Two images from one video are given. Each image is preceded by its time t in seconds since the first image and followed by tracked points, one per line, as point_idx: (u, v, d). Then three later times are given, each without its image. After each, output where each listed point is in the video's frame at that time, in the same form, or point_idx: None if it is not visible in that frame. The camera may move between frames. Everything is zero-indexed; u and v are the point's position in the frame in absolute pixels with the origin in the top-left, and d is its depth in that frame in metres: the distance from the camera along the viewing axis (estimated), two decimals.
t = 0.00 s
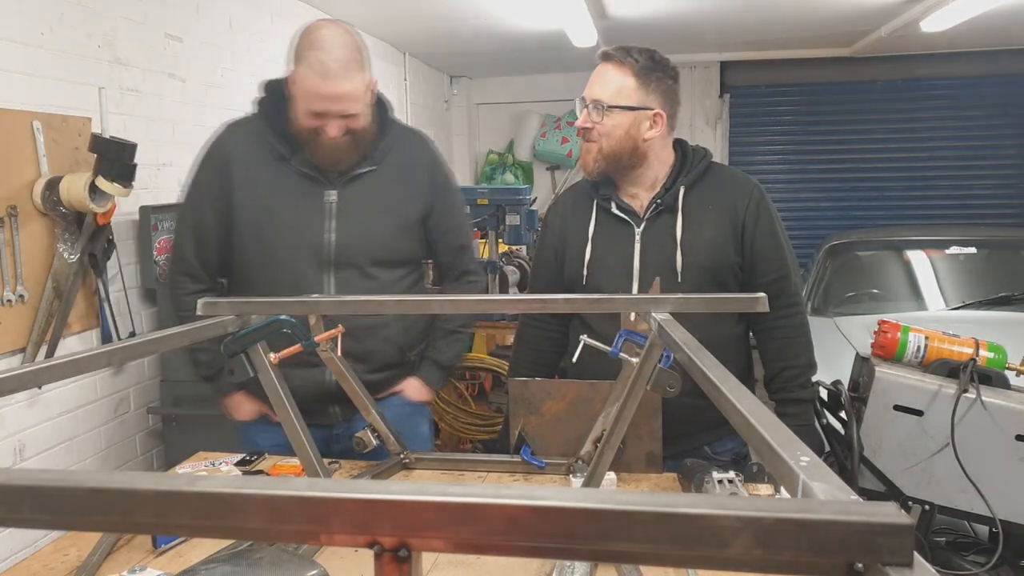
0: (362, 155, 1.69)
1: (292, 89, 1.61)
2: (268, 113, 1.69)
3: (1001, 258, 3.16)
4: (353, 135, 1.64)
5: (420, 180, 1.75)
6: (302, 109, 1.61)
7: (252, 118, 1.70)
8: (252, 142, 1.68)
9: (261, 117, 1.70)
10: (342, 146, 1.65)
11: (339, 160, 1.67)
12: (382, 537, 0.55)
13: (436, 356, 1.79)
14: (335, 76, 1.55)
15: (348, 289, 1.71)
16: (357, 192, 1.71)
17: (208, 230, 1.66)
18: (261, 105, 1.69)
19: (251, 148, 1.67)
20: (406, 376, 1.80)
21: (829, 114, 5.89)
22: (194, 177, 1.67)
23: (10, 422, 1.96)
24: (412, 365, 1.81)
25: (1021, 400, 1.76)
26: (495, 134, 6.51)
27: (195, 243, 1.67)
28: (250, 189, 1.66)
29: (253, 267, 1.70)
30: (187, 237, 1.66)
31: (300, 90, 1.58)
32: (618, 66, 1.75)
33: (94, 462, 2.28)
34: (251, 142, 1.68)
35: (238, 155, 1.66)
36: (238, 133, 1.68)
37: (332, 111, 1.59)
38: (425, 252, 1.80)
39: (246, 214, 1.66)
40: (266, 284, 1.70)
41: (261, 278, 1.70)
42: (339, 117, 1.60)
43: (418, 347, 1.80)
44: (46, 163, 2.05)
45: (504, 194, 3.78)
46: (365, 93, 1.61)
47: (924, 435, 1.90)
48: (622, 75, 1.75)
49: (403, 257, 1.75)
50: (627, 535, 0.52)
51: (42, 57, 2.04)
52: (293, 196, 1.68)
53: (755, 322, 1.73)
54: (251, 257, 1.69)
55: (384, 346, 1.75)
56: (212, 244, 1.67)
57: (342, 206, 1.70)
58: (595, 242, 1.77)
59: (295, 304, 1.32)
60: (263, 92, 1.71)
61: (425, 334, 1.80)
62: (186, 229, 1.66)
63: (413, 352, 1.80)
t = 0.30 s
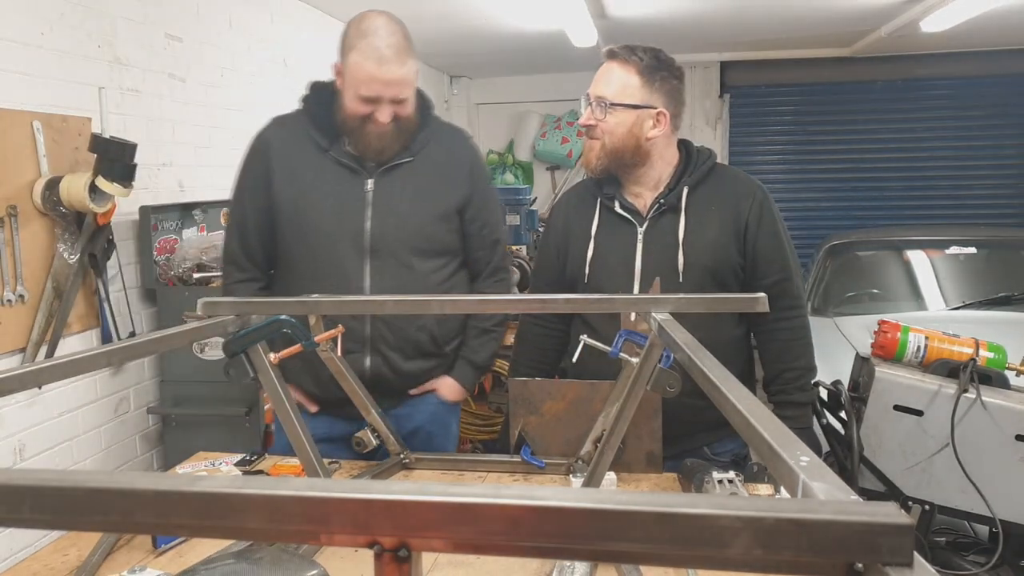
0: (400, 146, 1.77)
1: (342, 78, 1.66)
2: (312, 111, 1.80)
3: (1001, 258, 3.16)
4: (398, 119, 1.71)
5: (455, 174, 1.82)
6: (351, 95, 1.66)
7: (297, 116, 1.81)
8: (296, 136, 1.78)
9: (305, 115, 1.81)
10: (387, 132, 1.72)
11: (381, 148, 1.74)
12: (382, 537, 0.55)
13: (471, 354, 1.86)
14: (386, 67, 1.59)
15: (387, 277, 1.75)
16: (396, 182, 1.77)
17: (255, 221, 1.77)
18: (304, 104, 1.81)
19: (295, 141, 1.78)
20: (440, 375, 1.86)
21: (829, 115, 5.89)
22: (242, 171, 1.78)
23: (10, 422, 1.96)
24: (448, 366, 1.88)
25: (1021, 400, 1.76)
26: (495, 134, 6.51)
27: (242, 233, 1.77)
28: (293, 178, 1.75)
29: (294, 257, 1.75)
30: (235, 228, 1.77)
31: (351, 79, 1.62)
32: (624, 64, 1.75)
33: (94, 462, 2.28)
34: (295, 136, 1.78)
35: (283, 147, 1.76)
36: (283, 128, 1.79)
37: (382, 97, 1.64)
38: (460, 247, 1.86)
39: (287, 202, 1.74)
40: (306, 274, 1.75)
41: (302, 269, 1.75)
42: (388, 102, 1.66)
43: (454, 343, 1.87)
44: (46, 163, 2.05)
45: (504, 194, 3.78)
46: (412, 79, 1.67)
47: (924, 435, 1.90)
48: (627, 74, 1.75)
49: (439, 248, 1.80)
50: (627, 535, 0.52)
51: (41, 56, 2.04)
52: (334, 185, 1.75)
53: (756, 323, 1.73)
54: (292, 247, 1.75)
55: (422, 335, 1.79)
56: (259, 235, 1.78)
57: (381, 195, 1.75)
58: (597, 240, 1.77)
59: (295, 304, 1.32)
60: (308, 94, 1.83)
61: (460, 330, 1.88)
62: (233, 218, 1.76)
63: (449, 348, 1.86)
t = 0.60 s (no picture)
0: (417, 146, 1.83)
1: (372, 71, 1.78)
2: (334, 112, 1.89)
3: (1001, 258, 3.16)
4: (422, 112, 1.79)
5: (470, 175, 1.88)
6: (381, 84, 1.76)
7: (321, 117, 1.90)
8: (318, 135, 1.87)
9: (328, 116, 1.89)
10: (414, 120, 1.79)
11: (404, 143, 1.80)
12: (382, 537, 0.55)
13: (480, 361, 1.85)
14: (416, 52, 1.71)
15: (400, 274, 1.80)
16: (411, 181, 1.83)
17: (277, 217, 1.85)
18: (328, 106, 1.91)
19: (318, 140, 1.86)
20: (449, 379, 1.87)
21: (829, 115, 5.89)
22: (267, 168, 1.87)
23: (10, 422, 1.96)
24: (458, 371, 1.88)
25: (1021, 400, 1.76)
26: (495, 134, 6.51)
27: (265, 227, 1.85)
28: (313, 174, 1.82)
29: (311, 254, 1.81)
30: (259, 224, 1.86)
31: (382, 66, 1.74)
32: (632, 59, 1.76)
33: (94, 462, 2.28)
34: (317, 136, 1.87)
35: (305, 146, 1.86)
36: (307, 129, 1.89)
37: (411, 84, 1.74)
38: (474, 250, 1.90)
39: (304, 196, 1.81)
40: (321, 270, 1.80)
41: (317, 265, 1.80)
42: (416, 89, 1.76)
43: (464, 345, 1.88)
44: (46, 163, 2.05)
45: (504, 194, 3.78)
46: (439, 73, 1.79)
47: (924, 435, 1.90)
48: (635, 67, 1.75)
49: (453, 247, 1.85)
50: (628, 535, 0.51)
51: (41, 56, 2.04)
52: (351, 181, 1.81)
53: (759, 323, 1.72)
54: (309, 243, 1.81)
55: (428, 334, 1.81)
56: (280, 230, 1.87)
57: (396, 193, 1.81)
58: (600, 237, 1.77)
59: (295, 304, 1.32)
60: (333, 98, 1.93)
61: (471, 335, 1.88)
62: (254, 216, 1.86)
63: (459, 351, 1.87)
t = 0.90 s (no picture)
0: (421, 144, 1.84)
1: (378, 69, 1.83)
2: (339, 112, 1.89)
3: (1001, 258, 3.16)
4: (428, 108, 1.82)
5: (473, 175, 1.88)
6: (388, 78, 1.80)
7: (326, 117, 1.90)
8: (322, 134, 1.87)
9: (333, 115, 1.90)
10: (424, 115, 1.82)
11: (410, 140, 1.81)
12: (382, 538, 0.55)
13: (484, 360, 1.87)
14: (423, 44, 1.77)
15: (404, 272, 1.80)
16: (414, 179, 1.83)
17: (281, 215, 1.85)
18: (333, 107, 1.91)
19: (322, 139, 1.86)
20: (453, 379, 1.89)
21: (829, 115, 5.89)
22: (271, 167, 1.87)
23: (10, 422, 1.96)
24: (461, 370, 1.90)
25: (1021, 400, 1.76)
26: (494, 134, 6.51)
27: (269, 226, 1.85)
28: (317, 173, 1.82)
29: (314, 253, 1.81)
30: (262, 222, 1.86)
31: (388, 61, 1.79)
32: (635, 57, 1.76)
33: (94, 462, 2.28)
34: (321, 135, 1.87)
35: (310, 145, 1.85)
36: (312, 128, 1.89)
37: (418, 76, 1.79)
38: (477, 249, 1.91)
39: (307, 195, 1.81)
40: (323, 268, 1.80)
41: (320, 264, 1.80)
42: (423, 82, 1.80)
43: (467, 345, 1.89)
44: (45, 163, 2.05)
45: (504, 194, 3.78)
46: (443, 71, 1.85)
47: (925, 435, 1.90)
48: (637, 64, 1.75)
49: (456, 246, 1.85)
50: (629, 536, 0.51)
51: (41, 56, 2.04)
52: (354, 179, 1.81)
53: (760, 324, 1.72)
54: (313, 242, 1.81)
55: (430, 331, 1.82)
56: (283, 229, 1.86)
57: (399, 191, 1.81)
58: (603, 236, 1.76)
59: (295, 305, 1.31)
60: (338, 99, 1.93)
61: (474, 334, 1.90)
62: (258, 215, 1.86)
63: (462, 350, 1.88)
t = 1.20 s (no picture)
0: (421, 140, 1.84)
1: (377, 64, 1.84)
2: (338, 112, 1.89)
3: (1001, 258, 3.16)
4: (427, 100, 1.83)
5: (474, 171, 1.88)
6: (387, 72, 1.81)
7: (325, 117, 1.90)
8: (322, 135, 1.87)
9: (332, 115, 1.89)
10: (423, 109, 1.83)
11: (410, 132, 1.81)
12: (382, 538, 0.55)
13: (488, 357, 1.89)
14: (422, 35, 1.78)
15: (406, 270, 1.80)
16: (415, 177, 1.83)
17: (282, 215, 1.85)
18: (333, 107, 1.91)
19: (322, 139, 1.86)
20: (458, 377, 1.90)
21: (829, 115, 5.89)
22: (272, 169, 1.86)
23: (10, 422, 1.96)
24: (465, 367, 1.91)
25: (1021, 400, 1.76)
26: (495, 134, 6.51)
27: (270, 226, 1.85)
28: (318, 173, 1.82)
29: (316, 253, 1.81)
30: (263, 223, 1.85)
31: (387, 53, 1.80)
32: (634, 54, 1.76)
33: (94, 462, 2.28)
34: (321, 135, 1.87)
35: (311, 145, 1.85)
36: (312, 129, 1.89)
37: (418, 67, 1.80)
38: (479, 245, 1.91)
39: (309, 195, 1.81)
40: (326, 266, 1.80)
41: (322, 264, 1.80)
42: (423, 73, 1.81)
43: (471, 343, 1.91)
44: (46, 163, 2.05)
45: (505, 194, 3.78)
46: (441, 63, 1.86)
47: (924, 435, 1.90)
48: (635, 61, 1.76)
49: (458, 243, 1.85)
50: (630, 536, 0.51)
51: (41, 56, 2.04)
52: (355, 179, 1.81)
53: (760, 323, 1.72)
54: (315, 241, 1.82)
55: (436, 328, 1.84)
56: (285, 230, 1.86)
57: (400, 190, 1.81)
58: (603, 235, 1.76)
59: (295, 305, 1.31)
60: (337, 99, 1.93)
61: (478, 331, 1.92)
62: (258, 217, 1.85)
63: (467, 347, 1.90)
